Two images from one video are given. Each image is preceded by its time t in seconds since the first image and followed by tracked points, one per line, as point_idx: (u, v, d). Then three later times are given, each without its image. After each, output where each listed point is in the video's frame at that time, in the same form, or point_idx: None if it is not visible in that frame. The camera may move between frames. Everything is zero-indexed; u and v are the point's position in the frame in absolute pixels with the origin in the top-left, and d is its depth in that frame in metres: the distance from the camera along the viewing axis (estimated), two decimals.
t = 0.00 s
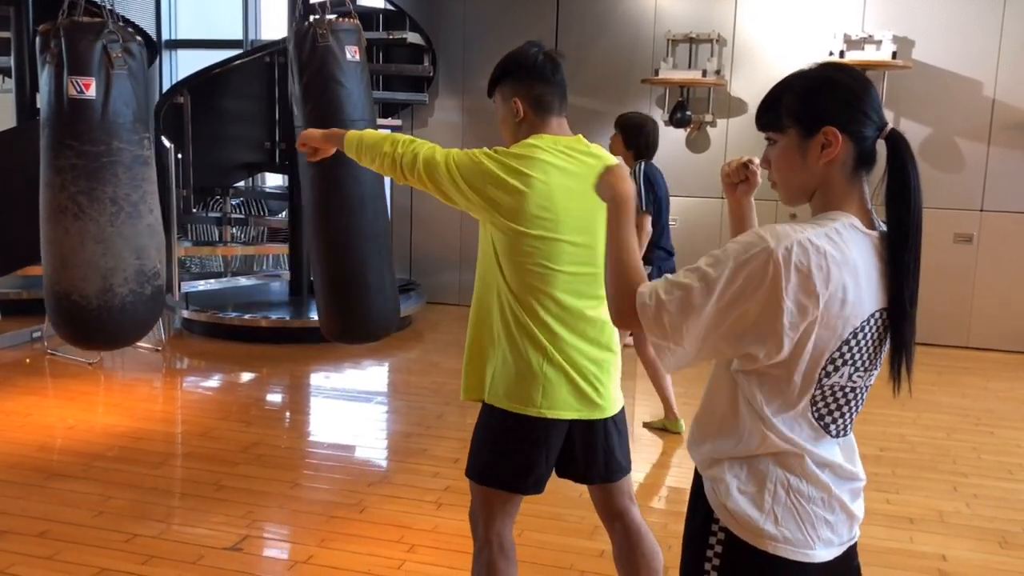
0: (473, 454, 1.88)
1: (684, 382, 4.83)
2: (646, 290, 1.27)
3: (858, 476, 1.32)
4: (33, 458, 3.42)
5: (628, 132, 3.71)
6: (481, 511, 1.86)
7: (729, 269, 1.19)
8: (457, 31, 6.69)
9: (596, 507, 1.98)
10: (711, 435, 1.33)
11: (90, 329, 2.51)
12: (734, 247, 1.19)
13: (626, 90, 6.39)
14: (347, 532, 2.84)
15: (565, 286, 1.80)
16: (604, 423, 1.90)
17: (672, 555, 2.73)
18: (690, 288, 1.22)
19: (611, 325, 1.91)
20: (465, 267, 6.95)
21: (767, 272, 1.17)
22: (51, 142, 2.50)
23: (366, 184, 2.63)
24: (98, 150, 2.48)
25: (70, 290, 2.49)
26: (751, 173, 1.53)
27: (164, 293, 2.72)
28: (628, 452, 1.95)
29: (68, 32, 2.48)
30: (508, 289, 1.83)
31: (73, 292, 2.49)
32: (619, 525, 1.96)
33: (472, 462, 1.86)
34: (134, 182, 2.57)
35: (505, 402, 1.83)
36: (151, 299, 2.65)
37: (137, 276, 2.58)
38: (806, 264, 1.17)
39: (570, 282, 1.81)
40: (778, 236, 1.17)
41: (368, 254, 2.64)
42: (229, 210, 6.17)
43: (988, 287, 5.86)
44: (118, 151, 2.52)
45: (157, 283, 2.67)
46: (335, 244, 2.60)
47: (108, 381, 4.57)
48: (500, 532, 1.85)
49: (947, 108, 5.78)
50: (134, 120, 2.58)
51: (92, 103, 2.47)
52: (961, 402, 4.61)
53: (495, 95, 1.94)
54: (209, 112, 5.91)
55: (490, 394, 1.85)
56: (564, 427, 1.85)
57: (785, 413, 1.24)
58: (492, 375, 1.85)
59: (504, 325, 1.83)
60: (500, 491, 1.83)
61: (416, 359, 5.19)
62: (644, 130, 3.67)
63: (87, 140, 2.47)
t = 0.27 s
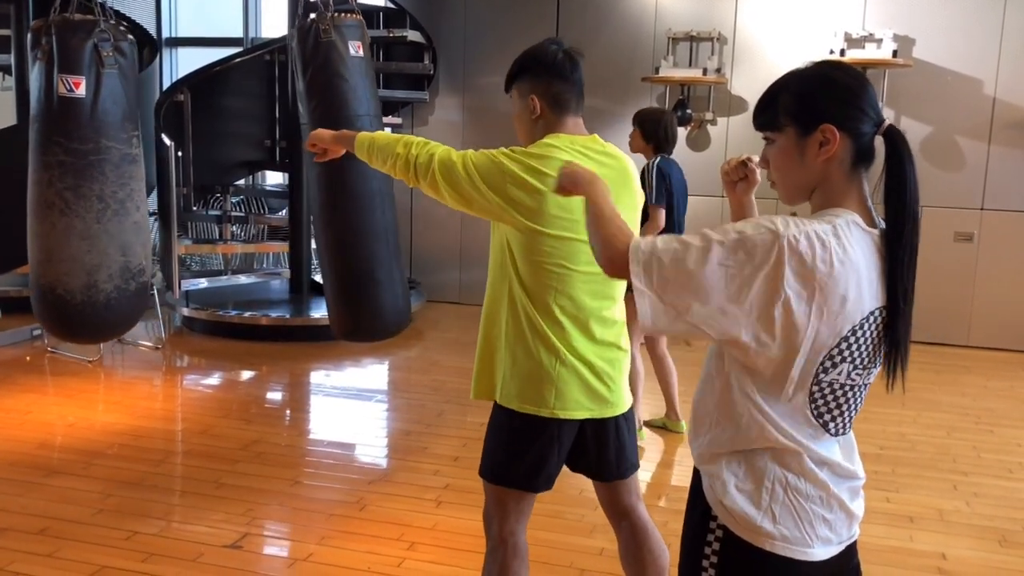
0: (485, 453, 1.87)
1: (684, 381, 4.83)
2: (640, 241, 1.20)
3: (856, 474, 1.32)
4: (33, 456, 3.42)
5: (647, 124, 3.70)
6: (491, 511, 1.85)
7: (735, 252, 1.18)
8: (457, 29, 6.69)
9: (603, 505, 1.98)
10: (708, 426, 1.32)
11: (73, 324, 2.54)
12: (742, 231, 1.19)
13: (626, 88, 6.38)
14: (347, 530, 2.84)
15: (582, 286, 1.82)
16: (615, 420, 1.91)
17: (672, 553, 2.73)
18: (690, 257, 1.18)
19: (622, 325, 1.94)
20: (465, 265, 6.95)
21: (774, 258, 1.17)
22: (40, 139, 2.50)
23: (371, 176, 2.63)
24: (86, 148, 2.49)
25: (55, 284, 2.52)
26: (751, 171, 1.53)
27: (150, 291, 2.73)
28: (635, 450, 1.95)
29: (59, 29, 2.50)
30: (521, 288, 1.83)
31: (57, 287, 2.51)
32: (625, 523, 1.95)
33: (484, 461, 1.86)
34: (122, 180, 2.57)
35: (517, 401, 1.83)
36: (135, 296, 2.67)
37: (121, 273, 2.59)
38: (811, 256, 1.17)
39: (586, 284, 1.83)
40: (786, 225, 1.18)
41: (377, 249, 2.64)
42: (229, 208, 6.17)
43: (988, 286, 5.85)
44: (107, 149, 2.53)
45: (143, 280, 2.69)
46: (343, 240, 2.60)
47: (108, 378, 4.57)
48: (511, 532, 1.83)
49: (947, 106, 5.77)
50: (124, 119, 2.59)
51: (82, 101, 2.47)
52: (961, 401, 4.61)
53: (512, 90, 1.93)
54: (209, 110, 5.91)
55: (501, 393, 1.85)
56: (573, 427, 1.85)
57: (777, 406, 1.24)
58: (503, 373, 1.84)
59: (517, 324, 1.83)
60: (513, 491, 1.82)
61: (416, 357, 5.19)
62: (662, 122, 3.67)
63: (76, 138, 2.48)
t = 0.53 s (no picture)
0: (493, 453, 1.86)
1: (685, 380, 4.83)
2: (641, 183, 1.25)
3: (860, 471, 1.32)
4: (32, 453, 3.42)
5: (653, 122, 3.74)
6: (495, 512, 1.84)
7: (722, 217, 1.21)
8: (458, 27, 6.68)
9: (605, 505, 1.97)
10: (707, 421, 1.32)
11: (59, 321, 2.54)
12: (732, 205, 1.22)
13: (627, 87, 6.38)
14: (348, 528, 2.84)
15: (591, 286, 1.83)
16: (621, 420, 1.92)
17: (672, 552, 2.72)
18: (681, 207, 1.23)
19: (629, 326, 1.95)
20: (466, 264, 6.95)
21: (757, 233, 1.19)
22: (30, 135, 2.51)
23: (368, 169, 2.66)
24: (77, 145, 2.50)
25: (43, 281, 2.52)
26: (758, 170, 1.54)
27: (137, 290, 2.74)
28: (637, 450, 1.94)
29: (53, 26, 2.52)
30: (529, 286, 1.83)
31: (45, 283, 2.52)
32: (626, 520, 1.95)
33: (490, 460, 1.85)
34: (112, 177, 2.58)
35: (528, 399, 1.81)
36: (123, 294, 2.67)
37: (109, 270, 2.60)
38: (802, 241, 1.18)
39: (598, 284, 1.84)
40: (771, 210, 1.20)
41: (368, 249, 2.63)
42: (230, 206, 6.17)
43: (988, 285, 5.85)
44: (98, 146, 2.54)
45: (130, 278, 2.69)
46: (333, 238, 2.60)
47: (109, 376, 4.57)
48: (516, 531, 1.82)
49: (948, 105, 5.77)
50: (116, 116, 2.60)
51: (74, 98, 2.48)
52: (961, 401, 4.61)
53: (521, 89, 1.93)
54: (209, 108, 5.91)
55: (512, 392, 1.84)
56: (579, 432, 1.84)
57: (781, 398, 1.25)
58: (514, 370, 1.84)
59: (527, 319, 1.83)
60: (518, 490, 1.82)
61: (416, 356, 5.19)
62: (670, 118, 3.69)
63: (67, 135, 2.49)
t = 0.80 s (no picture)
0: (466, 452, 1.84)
1: (686, 380, 4.83)
2: (642, 188, 1.25)
3: (862, 473, 1.32)
4: (34, 451, 3.43)
5: (651, 122, 3.74)
6: (464, 513, 1.82)
7: (727, 220, 1.21)
8: (460, 26, 6.68)
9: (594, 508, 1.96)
10: (708, 424, 1.32)
11: (54, 321, 2.54)
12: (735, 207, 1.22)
13: (629, 86, 6.38)
14: (348, 527, 2.84)
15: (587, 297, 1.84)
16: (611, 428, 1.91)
17: (673, 552, 2.72)
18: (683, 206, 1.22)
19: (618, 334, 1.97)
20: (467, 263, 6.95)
21: (762, 234, 1.19)
22: (27, 132, 2.51)
23: (345, 175, 2.67)
24: (73, 142, 2.50)
25: (37, 281, 2.52)
26: (759, 170, 1.54)
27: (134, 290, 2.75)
28: (621, 452, 1.93)
29: (52, 23, 2.52)
30: (530, 309, 1.79)
31: (40, 284, 2.52)
32: (618, 522, 1.94)
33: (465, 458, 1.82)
34: (109, 176, 2.58)
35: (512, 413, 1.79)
36: (119, 294, 2.68)
37: (106, 271, 2.60)
38: (806, 243, 1.18)
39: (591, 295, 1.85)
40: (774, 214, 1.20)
41: (346, 250, 2.62)
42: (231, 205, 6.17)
43: (990, 286, 5.85)
44: (95, 144, 2.54)
45: (126, 279, 2.70)
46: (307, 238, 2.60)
47: (110, 374, 4.57)
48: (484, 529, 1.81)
49: (950, 105, 5.77)
50: (114, 115, 2.60)
51: (71, 95, 2.48)
52: (962, 401, 4.61)
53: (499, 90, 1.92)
54: (211, 107, 5.91)
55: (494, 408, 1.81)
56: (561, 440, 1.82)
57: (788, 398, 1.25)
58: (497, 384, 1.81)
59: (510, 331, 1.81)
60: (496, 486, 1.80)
61: (418, 355, 5.19)
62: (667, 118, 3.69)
63: (63, 132, 2.49)
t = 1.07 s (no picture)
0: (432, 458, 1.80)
1: (687, 380, 4.84)
2: (637, 265, 1.25)
3: (862, 475, 1.32)
4: (35, 451, 3.43)
5: (627, 125, 3.70)
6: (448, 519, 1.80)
7: (728, 255, 1.19)
8: (462, 26, 6.68)
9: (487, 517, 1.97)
10: (714, 428, 1.32)
11: (60, 323, 2.55)
12: (735, 233, 1.20)
13: (631, 87, 6.38)
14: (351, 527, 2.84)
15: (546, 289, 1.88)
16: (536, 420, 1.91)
17: (676, 553, 2.72)
18: (677, 268, 1.22)
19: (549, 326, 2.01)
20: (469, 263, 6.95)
21: (766, 260, 1.18)
22: (33, 132, 2.51)
23: (320, 176, 2.74)
24: (78, 141, 2.49)
25: (43, 285, 2.53)
26: (758, 173, 1.54)
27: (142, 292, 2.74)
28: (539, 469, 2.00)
29: (56, 20, 2.51)
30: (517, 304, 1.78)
31: (46, 286, 2.52)
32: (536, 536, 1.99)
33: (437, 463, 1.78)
34: (115, 175, 2.57)
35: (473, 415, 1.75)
36: (126, 297, 2.67)
37: (112, 273, 2.60)
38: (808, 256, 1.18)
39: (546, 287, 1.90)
40: (778, 226, 1.19)
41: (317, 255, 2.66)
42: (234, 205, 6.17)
43: (992, 287, 5.84)
44: (101, 143, 2.53)
45: (134, 281, 2.69)
46: (279, 236, 2.65)
47: (112, 374, 4.58)
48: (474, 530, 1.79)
49: (953, 106, 5.77)
50: (120, 114, 2.59)
51: (75, 93, 2.48)
52: (964, 402, 4.61)
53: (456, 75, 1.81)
54: (213, 107, 5.92)
55: (449, 408, 1.76)
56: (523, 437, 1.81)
57: (790, 405, 1.24)
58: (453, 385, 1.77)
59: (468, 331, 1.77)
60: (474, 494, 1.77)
61: (419, 355, 5.19)
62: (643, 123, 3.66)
63: (68, 130, 2.48)
